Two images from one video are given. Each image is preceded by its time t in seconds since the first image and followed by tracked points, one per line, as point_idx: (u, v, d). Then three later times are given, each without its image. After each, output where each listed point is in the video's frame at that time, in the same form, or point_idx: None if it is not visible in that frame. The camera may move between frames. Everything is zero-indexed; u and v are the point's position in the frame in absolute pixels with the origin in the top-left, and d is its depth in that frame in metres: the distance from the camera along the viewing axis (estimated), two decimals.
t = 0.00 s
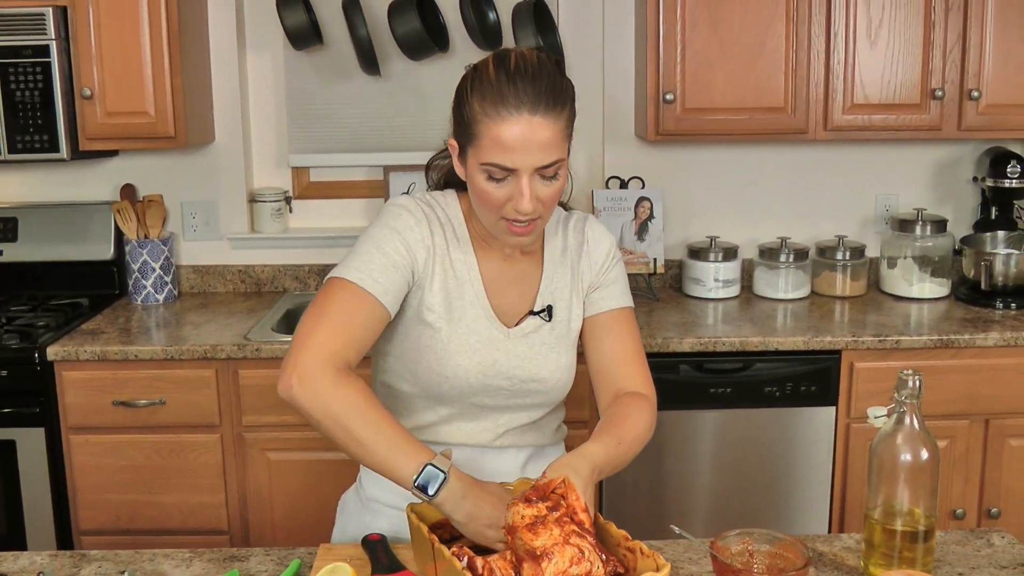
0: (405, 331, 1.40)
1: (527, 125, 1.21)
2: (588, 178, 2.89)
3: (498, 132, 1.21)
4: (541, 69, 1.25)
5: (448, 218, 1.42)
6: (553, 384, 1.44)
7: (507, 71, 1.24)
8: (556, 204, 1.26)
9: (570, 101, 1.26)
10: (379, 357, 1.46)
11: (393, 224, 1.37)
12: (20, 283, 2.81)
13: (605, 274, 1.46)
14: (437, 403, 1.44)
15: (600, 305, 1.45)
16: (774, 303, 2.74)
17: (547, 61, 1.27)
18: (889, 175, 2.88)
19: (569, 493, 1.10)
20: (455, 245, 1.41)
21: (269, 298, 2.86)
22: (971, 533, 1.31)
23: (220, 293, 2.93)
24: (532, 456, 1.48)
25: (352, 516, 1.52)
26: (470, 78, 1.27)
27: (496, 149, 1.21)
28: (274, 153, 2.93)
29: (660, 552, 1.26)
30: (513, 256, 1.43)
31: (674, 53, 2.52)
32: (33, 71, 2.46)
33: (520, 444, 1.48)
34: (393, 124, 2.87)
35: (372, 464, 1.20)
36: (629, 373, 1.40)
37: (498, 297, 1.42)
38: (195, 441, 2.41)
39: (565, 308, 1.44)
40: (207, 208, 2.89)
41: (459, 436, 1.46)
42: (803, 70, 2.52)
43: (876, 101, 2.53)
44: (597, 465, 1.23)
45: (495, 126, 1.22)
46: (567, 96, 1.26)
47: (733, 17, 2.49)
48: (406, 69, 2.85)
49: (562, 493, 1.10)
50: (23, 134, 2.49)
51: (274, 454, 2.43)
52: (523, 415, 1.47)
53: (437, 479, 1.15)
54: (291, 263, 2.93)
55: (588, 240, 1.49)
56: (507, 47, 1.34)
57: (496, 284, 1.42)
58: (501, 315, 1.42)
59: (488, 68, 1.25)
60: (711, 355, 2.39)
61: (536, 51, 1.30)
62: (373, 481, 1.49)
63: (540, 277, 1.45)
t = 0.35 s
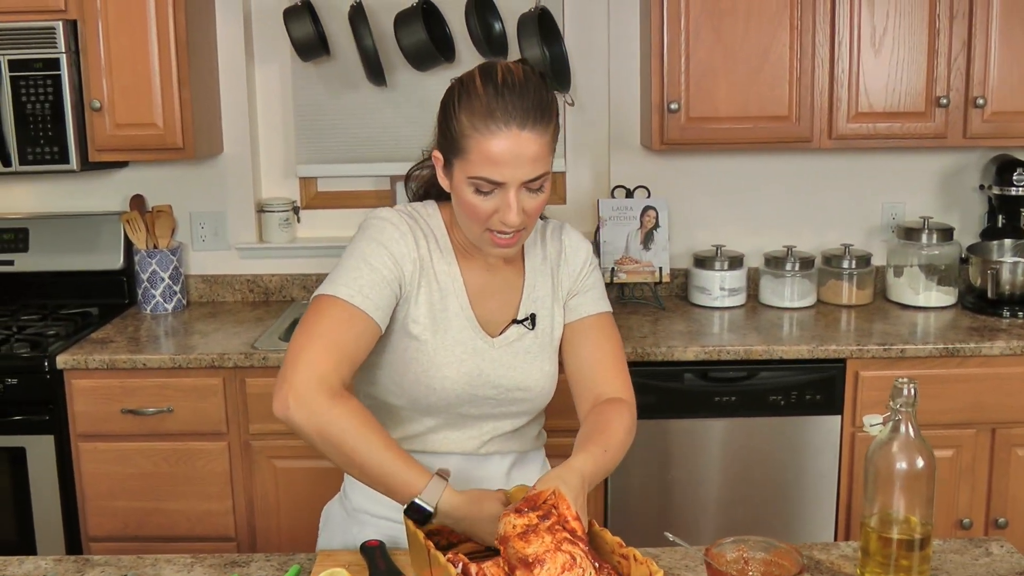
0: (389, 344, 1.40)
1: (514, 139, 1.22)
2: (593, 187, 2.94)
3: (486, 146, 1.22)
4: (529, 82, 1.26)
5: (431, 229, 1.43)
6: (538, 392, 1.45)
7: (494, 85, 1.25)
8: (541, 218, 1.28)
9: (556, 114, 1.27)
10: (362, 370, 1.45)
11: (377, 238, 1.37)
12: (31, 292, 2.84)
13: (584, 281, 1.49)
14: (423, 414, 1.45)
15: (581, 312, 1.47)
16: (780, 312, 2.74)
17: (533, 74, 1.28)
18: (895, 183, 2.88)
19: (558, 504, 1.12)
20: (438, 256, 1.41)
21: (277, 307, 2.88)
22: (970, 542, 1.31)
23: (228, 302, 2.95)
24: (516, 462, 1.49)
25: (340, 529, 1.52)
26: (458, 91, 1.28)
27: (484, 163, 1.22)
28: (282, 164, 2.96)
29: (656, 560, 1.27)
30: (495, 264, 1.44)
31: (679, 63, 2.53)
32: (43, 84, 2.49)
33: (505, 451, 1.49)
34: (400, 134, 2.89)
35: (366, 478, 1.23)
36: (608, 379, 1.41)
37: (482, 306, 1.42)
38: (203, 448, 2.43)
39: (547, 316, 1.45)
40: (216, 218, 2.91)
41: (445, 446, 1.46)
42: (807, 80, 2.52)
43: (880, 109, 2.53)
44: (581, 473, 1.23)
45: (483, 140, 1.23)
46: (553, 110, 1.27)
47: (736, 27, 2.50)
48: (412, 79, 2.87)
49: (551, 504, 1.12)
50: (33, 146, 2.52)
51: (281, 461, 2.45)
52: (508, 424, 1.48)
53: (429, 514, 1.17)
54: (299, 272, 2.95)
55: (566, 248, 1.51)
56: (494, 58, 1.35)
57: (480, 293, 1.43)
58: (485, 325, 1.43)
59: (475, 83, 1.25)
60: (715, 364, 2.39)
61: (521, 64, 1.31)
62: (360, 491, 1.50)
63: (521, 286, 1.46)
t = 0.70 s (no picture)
0: (372, 350, 1.45)
1: (488, 136, 1.28)
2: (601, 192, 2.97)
3: (461, 143, 1.29)
4: (501, 79, 1.33)
5: (410, 236, 1.48)
6: (521, 395, 1.50)
7: (468, 83, 1.32)
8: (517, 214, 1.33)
9: (528, 112, 1.34)
10: (345, 378, 1.50)
11: (355, 244, 1.42)
12: (43, 294, 2.87)
13: (567, 285, 1.55)
14: (407, 421, 1.49)
15: (563, 315, 1.53)
16: (788, 319, 2.72)
17: (506, 71, 1.35)
18: (906, 191, 2.86)
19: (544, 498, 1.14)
20: (417, 262, 1.46)
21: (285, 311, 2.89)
22: (963, 552, 1.30)
23: (237, 306, 2.96)
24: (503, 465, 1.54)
25: (328, 533, 1.55)
26: (434, 90, 1.34)
27: (460, 160, 1.29)
28: (291, 168, 2.97)
29: (645, 566, 1.26)
30: (477, 271, 1.50)
31: (685, 69, 2.52)
32: (54, 89, 2.51)
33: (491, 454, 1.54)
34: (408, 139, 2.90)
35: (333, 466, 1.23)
36: (596, 379, 1.47)
37: (463, 313, 1.48)
38: (208, 450, 2.44)
39: (529, 320, 1.51)
40: (225, 222, 2.93)
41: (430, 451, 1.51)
42: (815, 85, 2.51)
43: (889, 115, 2.51)
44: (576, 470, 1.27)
45: (457, 136, 1.29)
46: (526, 107, 1.33)
47: (743, 32, 2.49)
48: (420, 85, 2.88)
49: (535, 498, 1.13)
50: (43, 150, 2.54)
51: (284, 464, 2.45)
52: (492, 428, 1.52)
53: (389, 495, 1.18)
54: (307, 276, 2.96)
55: (548, 252, 1.57)
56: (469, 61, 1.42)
57: (462, 300, 1.48)
58: (466, 331, 1.48)
59: (450, 82, 1.32)
60: (719, 370, 2.38)
61: (496, 64, 1.38)
62: (347, 496, 1.53)
63: (503, 291, 1.52)
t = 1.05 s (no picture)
0: (361, 345, 1.49)
1: (464, 130, 1.31)
2: (608, 193, 2.96)
3: (438, 138, 1.32)
4: (480, 75, 1.36)
5: (398, 231, 1.51)
6: (511, 392, 1.51)
7: (447, 78, 1.35)
8: (496, 209, 1.35)
9: (509, 106, 1.36)
10: (339, 371, 1.55)
11: (339, 239, 1.47)
12: (52, 291, 2.90)
13: (563, 287, 1.54)
14: (397, 416, 1.52)
15: (558, 317, 1.53)
16: (794, 319, 2.70)
17: (486, 67, 1.38)
18: (915, 189, 2.83)
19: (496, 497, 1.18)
20: (403, 257, 1.49)
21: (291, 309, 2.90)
22: (955, 554, 1.28)
23: (244, 304, 2.97)
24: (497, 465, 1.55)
25: (323, 529, 1.55)
26: (414, 86, 1.38)
27: (436, 154, 1.32)
28: (299, 166, 2.98)
29: (629, 565, 1.26)
30: (466, 267, 1.51)
31: (691, 67, 2.50)
32: (61, 88, 2.53)
33: (484, 452, 1.55)
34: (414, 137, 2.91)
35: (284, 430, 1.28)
36: (588, 380, 1.46)
37: (452, 310, 1.50)
38: (211, 447, 2.45)
39: (521, 317, 1.52)
40: (232, 220, 2.94)
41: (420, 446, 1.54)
42: (821, 83, 2.49)
43: (896, 113, 2.49)
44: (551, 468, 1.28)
45: (435, 131, 1.32)
46: (506, 102, 1.36)
47: (748, 30, 2.47)
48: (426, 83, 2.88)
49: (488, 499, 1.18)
50: (51, 148, 2.56)
51: (287, 461, 2.45)
52: (485, 425, 1.54)
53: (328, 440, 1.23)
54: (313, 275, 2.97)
55: (545, 249, 1.56)
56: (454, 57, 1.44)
57: (451, 297, 1.50)
58: (455, 328, 1.50)
59: (429, 77, 1.35)
60: (722, 370, 2.37)
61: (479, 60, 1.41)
62: (341, 492, 1.53)
63: (495, 288, 1.52)
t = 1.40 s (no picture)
0: (364, 350, 1.49)
1: (462, 129, 1.30)
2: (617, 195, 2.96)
3: (436, 137, 1.31)
4: (478, 74, 1.35)
5: (401, 236, 1.50)
6: (510, 396, 1.49)
7: (445, 79, 1.35)
8: (497, 209, 1.34)
9: (507, 106, 1.36)
10: (343, 375, 1.54)
11: (343, 247, 1.46)
12: (63, 293, 2.93)
13: (563, 292, 1.53)
14: (397, 420, 1.51)
15: (556, 321, 1.51)
16: (803, 323, 2.67)
17: (485, 67, 1.37)
18: (925, 193, 2.80)
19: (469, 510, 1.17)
20: (406, 262, 1.48)
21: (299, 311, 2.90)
22: (949, 561, 1.26)
23: (253, 306, 2.98)
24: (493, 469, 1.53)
25: (320, 526, 1.55)
26: (413, 88, 1.37)
27: (435, 153, 1.31)
28: (307, 169, 2.99)
29: (617, 569, 1.25)
30: (468, 269, 1.50)
31: (697, 70, 2.49)
32: (71, 91, 2.56)
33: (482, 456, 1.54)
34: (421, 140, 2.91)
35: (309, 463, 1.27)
36: (572, 391, 1.48)
37: (453, 312, 1.49)
38: (217, 449, 2.46)
39: (523, 319, 1.50)
40: (241, 223, 2.95)
41: (419, 449, 1.52)
42: (828, 86, 2.47)
43: (904, 115, 2.47)
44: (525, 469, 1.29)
45: (433, 131, 1.31)
46: (504, 101, 1.35)
47: (755, 32, 2.46)
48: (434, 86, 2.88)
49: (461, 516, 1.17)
50: (61, 151, 2.59)
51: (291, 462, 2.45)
52: (484, 428, 1.52)
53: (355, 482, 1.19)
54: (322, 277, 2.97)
55: (548, 253, 1.55)
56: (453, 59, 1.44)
57: (452, 300, 1.49)
58: (455, 331, 1.49)
59: (427, 78, 1.35)
60: (728, 374, 2.35)
61: (478, 61, 1.40)
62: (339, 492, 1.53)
63: (497, 289, 1.51)
